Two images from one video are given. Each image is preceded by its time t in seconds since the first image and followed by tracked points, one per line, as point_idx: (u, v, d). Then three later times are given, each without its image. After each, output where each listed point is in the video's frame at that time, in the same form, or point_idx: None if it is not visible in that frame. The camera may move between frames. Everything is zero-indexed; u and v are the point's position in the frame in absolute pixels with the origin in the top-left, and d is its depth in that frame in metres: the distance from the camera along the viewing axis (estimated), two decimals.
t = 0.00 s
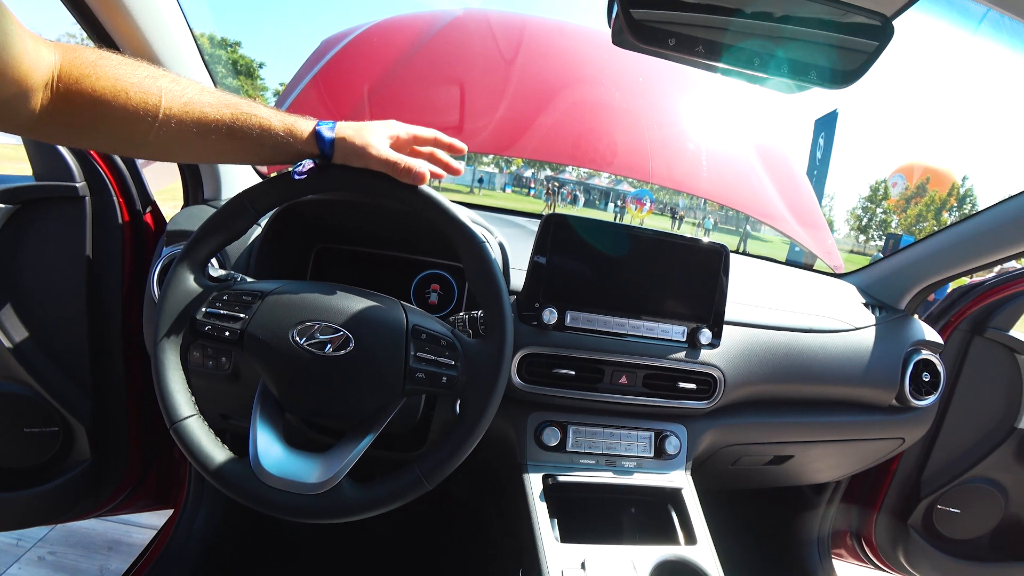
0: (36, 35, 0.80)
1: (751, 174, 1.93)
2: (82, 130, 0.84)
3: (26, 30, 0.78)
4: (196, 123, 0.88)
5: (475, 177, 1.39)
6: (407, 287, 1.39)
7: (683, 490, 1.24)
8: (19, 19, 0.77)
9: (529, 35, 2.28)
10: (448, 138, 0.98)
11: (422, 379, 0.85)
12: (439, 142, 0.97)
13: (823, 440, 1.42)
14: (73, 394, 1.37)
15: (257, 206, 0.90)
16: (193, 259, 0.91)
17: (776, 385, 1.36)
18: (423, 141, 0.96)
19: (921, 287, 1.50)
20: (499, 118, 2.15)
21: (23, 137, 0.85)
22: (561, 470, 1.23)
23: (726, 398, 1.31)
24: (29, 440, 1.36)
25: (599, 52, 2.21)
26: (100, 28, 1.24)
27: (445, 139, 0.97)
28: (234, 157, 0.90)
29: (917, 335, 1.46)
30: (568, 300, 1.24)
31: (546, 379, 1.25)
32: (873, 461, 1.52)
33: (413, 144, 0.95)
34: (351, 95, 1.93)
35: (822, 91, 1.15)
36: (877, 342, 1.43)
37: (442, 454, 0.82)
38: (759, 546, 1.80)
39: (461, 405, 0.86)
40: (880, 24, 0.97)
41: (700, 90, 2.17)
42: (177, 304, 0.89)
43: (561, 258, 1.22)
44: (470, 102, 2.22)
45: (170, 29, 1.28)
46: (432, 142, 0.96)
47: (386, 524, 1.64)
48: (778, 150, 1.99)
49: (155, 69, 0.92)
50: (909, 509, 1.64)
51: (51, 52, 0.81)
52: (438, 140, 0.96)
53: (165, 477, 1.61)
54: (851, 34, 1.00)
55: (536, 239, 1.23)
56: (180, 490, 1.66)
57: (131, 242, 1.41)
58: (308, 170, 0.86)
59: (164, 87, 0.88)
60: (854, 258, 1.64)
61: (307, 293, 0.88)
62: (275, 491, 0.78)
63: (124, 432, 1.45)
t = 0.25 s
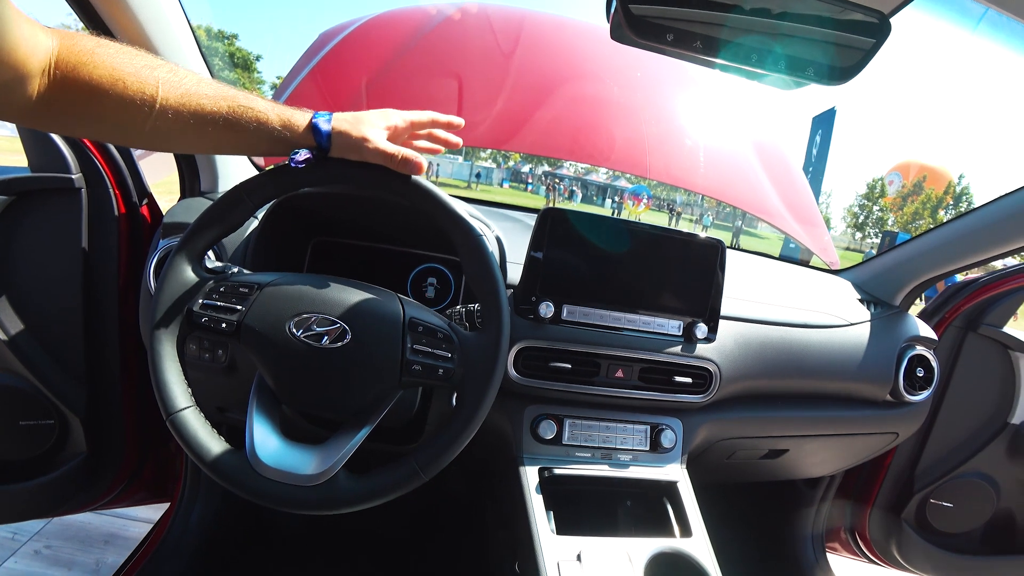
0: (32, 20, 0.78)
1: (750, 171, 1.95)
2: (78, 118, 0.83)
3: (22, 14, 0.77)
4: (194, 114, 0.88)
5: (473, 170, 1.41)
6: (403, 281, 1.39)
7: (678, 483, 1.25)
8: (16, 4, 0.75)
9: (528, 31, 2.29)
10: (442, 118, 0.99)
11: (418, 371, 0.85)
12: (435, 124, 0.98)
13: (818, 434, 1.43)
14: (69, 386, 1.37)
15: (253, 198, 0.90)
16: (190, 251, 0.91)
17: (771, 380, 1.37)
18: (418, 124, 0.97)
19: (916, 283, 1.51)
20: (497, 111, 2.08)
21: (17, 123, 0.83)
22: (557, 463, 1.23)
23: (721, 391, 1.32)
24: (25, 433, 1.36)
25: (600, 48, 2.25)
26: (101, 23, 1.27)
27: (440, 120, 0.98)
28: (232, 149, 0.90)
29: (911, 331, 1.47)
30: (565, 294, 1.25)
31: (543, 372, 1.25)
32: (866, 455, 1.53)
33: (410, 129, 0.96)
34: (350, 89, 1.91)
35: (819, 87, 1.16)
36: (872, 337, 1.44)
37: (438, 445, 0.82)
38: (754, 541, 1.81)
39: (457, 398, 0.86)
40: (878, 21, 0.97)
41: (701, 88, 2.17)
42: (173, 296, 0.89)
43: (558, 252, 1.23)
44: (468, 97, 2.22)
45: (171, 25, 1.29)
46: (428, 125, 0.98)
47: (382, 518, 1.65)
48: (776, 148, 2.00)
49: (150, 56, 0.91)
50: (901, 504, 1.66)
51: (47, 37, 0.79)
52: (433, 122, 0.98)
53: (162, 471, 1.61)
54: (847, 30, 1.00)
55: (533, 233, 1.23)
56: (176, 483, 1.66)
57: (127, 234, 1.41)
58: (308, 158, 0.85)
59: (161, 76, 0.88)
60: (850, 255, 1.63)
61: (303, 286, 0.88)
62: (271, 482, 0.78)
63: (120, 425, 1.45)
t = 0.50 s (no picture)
0: (31, 15, 0.78)
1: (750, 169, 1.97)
2: (76, 114, 0.83)
3: (21, 9, 0.77)
4: (193, 110, 0.87)
5: (473, 168, 1.40)
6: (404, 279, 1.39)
7: (678, 483, 1.25)
8: None
9: (528, 27, 2.27)
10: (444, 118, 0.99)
11: (420, 371, 0.85)
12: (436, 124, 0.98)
13: (817, 434, 1.43)
14: (70, 383, 1.37)
15: (255, 196, 0.89)
16: (192, 249, 0.91)
17: (771, 379, 1.37)
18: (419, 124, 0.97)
19: (917, 284, 1.52)
20: (498, 110, 2.11)
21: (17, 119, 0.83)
22: (558, 462, 1.23)
23: (722, 391, 1.32)
24: (26, 431, 1.36)
25: (599, 45, 2.22)
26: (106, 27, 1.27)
27: (442, 120, 0.98)
28: (231, 146, 0.90)
29: (911, 332, 1.47)
30: (566, 294, 1.25)
31: (544, 371, 1.25)
32: (866, 455, 1.54)
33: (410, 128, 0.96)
34: (349, 86, 1.91)
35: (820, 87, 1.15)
36: (872, 338, 1.44)
37: (440, 445, 0.82)
38: (754, 540, 1.81)
39: (458, 397, 0.86)
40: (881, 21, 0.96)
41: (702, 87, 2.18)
42: (175, 295, 0.89)
43: (559, 251, 1.23)
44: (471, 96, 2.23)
45: (173, 24, 1.30)
46: (429, 124, 0.97)
47: (382, 516, 1.65)
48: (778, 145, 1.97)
49: (150, 53, 0.91)
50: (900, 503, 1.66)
51: (46, 32, 0.79)
52: (435, 122, 0.97)
53: (162, 468, 1.61)
54: (852, 30, 1.00)
55: (535, 233, 1.23)
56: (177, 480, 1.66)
57: (128, 232, 1.41)
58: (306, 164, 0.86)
59: (160, 73, 0.88)
60: (850, 254, 1.63)
61: (305, 285, 0.88)
62: (273, 481, 0.79)
63: (120, 423, 1.45)
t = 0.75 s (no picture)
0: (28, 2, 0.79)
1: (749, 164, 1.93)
2: (71, 101, 0.83)
3: None
4: (185, 103, 0.87)
5: (469, 164, 1.42)
6: (401, 275, 1.39)
7: (674, 475, 1.25)
8: None
9: (525, 24, 2.30)
10: (435, 87, 0.90)
11: (416, 364, 0.85)
12: (427, 94, 0.90)
13: (813, 427, 1.44)
14: (67, 380, 1.37)
15: (250, 191, 0.90)
16: (187, 244, 0.91)
17: (767, 372, 1.37)
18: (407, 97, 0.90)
19: (911, 277, 1.52)
20: (494, 104, 2.05)
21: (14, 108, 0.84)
22: (554, 455, 1.24)
23: (718, 384, 1.33)
24: (23, 428, 1.36)
25: (595, 40, 2.24)
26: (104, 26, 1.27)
27: (431, 90, 0.89)
28: (223, 139, 0.89)
29: (907, 325, 1.47)
30: (562, 287, 1.25)
31: (540, 365, 1.26)
32: (861, 448, 1.54)
33: (398, 105, 0.90)
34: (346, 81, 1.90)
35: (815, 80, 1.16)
36: (868, 330, 1.45)
37: (436, 438, 0.82)
38: (751, 533, 1.82)
39: (454, 390, 0.86)
40: (875, 14, 0.97)
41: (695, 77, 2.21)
42: (171, 289, 0.89)
43: (554, 246, 1.23)
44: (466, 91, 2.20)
45: (168, 21, 1.31)
46: (419, 96, 0.90)
47: (381, 511, 1.65)
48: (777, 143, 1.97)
49: (148, 44, 0.91)
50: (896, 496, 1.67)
51: (43, 21, 0.80)
52: (422, 93, 0.89)
53: (160, 465, 1.61)
54: (848, 24, 1.00)
55: (530, 227, 1.23)
56: (175, 477, 1.66)
57: (123, 228, 1.40)
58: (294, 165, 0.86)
59: (155, 66, 0.88)
60: (847, 248, 1.65)
61: (300, 279, 0.88)
62: (269, 474, 0.79)
63: (118, 419, 1.45)
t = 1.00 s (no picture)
0: None
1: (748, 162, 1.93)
2: (75, 88, 0.83)
3: None
4: (188, 93, 0.86)
5: (469, 163, 1.40)
6: (401, 273, 1.39)
7: (674, 474, 1.26)
8: None
9: (524, 23, 2.30)
10: (449, 107, 0.88)
11: (416, 363, 0.85)
12: (438, 113, 0.89)
13: (813, 425, 1.44)
14: (67, 378, 1.37)
15: (250, 190, 0.90)
16: (187, 242, 0.91)
17: (767, 371, 1.38)
18: (418, 115, 0.89)
19: (912, 276, 1.52)
20: (495, 103, 2.09)
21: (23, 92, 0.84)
22: (555, 453, 1.24)
23: (718, 383, 1.33)
24: (24, 426, 1.36)
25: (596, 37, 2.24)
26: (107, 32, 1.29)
27: (442, 110, 0.88)
28: (224, 130, 0.88)
29: (907, 324, 1.47)
30: (563, 286, 1.25)
31: (541, 363, 1.26)
32: (861, 447, 1.54)
33: (406, 122, 0.89)
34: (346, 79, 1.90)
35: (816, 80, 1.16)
36: (868, 330, 1.45)
37: (437, 437, 0.83)
38: (751, 532, 1.82)
39: (455, 389, 0.86)
40: (877, 12, 0.97)
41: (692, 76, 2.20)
42: (172, 288, 0.89)
43: (555, 244, 1.23)
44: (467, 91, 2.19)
45: (169, 20, 1.33)
46: (428, 114, 0.89)
47: (381, 509, 1.66)
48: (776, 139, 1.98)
49: (153, 31, 0.90)
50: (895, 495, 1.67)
51: (48, 6, 0.79)
52: (432, 112, 0.88)
53: (161, 463, 1.61)
54: (849, 23, 1.00)
55: (530, 226, 1.23)
56: (175, 476, 1.66)
57: (123, 227, 1.40)
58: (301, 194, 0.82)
59: (160, 53, 0.87)
60: (846, 246, 1.63)
61: (301, 278, 0.88)
62: (270, 473, 0.79)
63: (118, 417, 1.45)
